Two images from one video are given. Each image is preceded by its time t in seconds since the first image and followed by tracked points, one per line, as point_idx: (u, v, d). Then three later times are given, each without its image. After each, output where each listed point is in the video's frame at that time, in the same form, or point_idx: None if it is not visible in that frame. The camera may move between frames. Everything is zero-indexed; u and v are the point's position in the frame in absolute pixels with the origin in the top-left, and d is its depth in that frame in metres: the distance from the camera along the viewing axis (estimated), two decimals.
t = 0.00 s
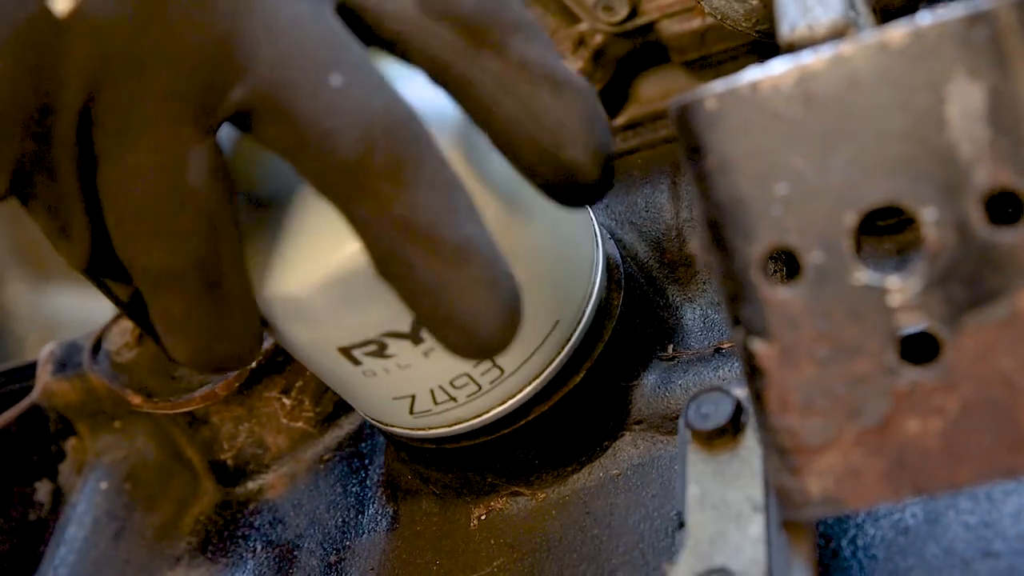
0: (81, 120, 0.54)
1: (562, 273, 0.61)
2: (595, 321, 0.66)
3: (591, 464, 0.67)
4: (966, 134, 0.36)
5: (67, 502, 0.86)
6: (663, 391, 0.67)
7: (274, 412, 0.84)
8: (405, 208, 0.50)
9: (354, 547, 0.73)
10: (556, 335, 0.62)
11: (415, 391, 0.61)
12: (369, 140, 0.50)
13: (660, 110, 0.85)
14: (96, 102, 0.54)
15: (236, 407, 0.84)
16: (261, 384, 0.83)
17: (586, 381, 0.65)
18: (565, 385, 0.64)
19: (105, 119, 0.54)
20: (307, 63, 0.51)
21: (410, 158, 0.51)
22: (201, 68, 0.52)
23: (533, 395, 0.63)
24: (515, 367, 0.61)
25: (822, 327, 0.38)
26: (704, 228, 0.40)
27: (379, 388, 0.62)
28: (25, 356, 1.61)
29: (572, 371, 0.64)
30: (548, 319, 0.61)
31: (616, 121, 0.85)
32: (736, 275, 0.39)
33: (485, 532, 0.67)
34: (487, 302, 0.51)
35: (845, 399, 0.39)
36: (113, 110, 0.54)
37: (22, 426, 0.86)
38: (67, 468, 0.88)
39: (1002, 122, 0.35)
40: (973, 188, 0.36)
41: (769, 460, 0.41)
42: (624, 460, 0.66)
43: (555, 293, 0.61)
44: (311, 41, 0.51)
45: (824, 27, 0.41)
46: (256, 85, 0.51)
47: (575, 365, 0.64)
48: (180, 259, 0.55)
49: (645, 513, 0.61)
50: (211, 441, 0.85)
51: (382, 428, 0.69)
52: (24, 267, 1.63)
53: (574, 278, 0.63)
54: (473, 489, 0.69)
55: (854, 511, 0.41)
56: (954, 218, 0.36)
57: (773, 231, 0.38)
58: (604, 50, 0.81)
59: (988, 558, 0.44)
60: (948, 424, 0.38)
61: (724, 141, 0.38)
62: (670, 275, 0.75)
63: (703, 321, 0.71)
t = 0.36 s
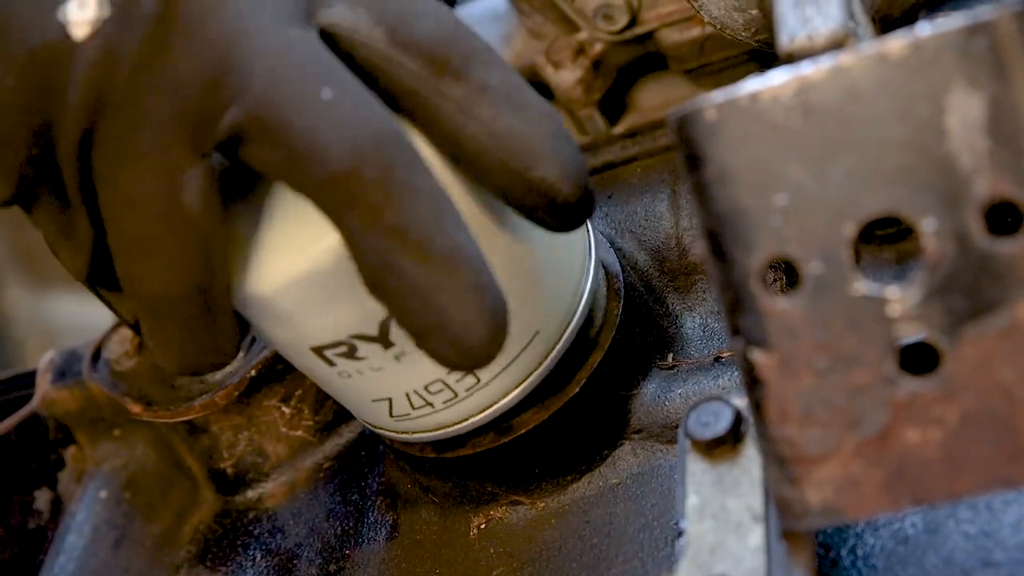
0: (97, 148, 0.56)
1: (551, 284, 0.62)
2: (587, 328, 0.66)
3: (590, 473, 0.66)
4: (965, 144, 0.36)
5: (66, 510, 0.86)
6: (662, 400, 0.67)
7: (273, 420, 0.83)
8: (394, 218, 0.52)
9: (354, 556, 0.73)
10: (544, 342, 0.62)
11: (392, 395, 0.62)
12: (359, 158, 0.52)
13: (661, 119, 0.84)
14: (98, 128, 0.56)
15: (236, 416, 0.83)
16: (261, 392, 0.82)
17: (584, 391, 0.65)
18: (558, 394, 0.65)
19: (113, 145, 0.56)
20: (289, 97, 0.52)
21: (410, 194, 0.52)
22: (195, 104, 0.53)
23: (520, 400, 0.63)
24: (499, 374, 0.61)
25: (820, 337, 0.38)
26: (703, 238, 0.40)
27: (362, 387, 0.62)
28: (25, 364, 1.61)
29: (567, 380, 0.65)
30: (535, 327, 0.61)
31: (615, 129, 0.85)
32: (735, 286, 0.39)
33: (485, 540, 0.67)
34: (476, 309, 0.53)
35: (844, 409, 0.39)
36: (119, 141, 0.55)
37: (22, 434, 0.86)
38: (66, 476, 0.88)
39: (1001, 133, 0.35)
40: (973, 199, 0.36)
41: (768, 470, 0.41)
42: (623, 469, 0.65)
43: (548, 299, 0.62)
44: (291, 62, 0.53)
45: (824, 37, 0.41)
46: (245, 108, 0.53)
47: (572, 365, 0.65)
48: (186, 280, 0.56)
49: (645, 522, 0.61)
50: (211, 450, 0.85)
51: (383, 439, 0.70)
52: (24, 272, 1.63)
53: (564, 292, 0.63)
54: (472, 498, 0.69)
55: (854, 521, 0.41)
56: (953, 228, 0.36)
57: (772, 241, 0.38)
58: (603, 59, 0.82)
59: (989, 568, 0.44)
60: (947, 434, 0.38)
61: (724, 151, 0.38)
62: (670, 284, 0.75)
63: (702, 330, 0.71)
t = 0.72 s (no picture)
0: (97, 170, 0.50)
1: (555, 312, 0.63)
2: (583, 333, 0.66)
3: (591, 479, 0.66)
4: (965, 150, 0.36)
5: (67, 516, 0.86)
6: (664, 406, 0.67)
7: (274, 426, 0.84)
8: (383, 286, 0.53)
9: (354, 562, 0.73)
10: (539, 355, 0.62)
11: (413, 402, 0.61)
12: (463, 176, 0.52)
13: (660, 125, 0.84)
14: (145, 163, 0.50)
15: (236, 421, 0.83)
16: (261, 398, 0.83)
17: (585, 396, 0.65)
18: (558, 396, 0.65)
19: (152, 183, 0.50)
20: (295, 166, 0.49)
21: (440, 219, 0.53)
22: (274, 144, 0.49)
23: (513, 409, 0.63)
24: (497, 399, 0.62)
25: (821, 343, 0.38)
26: (703, 245, 0.40)
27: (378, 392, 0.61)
28: (25, 371, 1.61)
29: (566, 384, 0.65)
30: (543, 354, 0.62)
31: (616, 134, 0.85)
32: (736, 292, 0.39)
33: (486, 546, 0.67)
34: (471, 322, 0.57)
35: (844, 415, 0.39)
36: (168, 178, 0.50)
37: (21, 441, 0.88)
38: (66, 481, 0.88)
39: (1001, 140, 0.35)
40: (973, 205, 0.36)
41: (769, 476, 0.41)
42: (624, 474, 0.66)
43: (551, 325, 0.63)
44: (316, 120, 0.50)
45: (824, 42, 0.41)
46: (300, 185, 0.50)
47: (569, 371, 0.65)
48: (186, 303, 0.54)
49: (646, 527, 0.61)
50: (211, 455, 0.85)
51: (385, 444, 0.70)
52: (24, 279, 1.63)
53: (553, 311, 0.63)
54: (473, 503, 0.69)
55: (855, 528, 0.41)
56: (953, 235, 0.36)
57: (773, 247, 0.38)
58: (603, 63, 0.81)
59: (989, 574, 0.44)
60: (947, 441, 0.38)
61: (724, 157, 0.38)
62: (671, 290, 0.75)
63: (703, 335, 0.71)
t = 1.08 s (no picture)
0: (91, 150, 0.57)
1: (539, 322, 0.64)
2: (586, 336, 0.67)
3: (592, 479, 0.66)
4: (966, 151, 0.36)
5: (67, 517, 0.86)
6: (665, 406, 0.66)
7: (274, 426, 0.83)
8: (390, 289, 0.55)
9: (354, 562, 0.73)
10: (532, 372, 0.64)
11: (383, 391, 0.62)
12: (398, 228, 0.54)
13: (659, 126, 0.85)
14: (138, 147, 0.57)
15: (236, 422, 0.83)
16: (261, 398, 0.82)
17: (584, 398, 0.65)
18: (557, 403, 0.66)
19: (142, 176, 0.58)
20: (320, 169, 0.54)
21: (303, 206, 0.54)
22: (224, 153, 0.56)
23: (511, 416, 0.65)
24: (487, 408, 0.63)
25: (822, 344, 0.38)
26: (703, 245, 0.40)
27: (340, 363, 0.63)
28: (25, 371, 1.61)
29: (566, 391, 0.67)
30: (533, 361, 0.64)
31: (616, 135, 0.86)
32: (737, 293, 0.39)
33: (486, 547, 0.67)
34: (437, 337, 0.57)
35: (845, 416, 0.39)
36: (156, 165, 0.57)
37: (22, 441, 0.85)
38: (66, 482, 0.88)
39: (1002, 140, 0.35)
40: (974, 206, 0.36)
41: (769, 477, 0.41)
42: (624, 475, 0.65)
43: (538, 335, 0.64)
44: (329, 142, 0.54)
45: (825, 42, 0.41)
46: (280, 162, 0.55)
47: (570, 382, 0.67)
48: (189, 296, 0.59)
49: (647, 528, 0.61)
50: (211, 456, 0.84)
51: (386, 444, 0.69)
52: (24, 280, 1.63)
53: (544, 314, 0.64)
54: (473, 504, 0.69)
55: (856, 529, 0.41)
56: (955, 235, 0.36)
57: (773, 248, 0.38)
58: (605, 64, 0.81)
59: None
60: (948, 442, 0.38)
61: (724, 157, 0.38)
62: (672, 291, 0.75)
63: (704, 336, 0.71)
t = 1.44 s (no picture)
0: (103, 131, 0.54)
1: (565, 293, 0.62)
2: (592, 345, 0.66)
3: (589, 483, 0.67)
4: (966, 156, 0.36)
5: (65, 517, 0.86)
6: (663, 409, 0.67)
7: (273, 428, 0.83)
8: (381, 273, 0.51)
9: (351, 564, 0.73)
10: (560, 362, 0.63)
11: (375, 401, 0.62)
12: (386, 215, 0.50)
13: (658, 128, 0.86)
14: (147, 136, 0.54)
15: (235, 424, 0.82)
16: (260, 400, 0.81)
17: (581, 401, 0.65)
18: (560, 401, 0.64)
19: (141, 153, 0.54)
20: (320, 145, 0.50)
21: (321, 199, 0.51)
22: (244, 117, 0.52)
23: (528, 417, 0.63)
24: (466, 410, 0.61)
25: (821, 348, 0.38)
26: (703, 250, 0.40)
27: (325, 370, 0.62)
28: (24, 370, 1.61)
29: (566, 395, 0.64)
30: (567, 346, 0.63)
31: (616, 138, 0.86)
32: (736, 297, 0.39)
33: (484, 549, 0.68)
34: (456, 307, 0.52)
35: (843, 420, 0.39)
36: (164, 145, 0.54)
37: (20, 443, 0.86)
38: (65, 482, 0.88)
39: (1001, 146, 0.35)
40: (973, 211, 0.36)
41: (768, 481, 0.41)
42: (623, 478, 0.66)
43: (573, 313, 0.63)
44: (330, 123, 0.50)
45: (825, 47, 0.41)
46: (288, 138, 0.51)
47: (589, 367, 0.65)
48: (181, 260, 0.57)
49: (643, 531, 0.62)
50: (209, 458, 0.84)
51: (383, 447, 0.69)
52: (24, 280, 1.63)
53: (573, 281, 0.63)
54: (472, 507, 0.69)
55: (854, 533, 0.41)
56: (954, 240, 0.36)
57: (772, 252, 0.38)
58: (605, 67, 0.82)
59: None
60: (947, 447, 0.38)
61: (723, 161, 0.38)
62: (671, 294, 0.75)
63: (703, 339, 0.71)
